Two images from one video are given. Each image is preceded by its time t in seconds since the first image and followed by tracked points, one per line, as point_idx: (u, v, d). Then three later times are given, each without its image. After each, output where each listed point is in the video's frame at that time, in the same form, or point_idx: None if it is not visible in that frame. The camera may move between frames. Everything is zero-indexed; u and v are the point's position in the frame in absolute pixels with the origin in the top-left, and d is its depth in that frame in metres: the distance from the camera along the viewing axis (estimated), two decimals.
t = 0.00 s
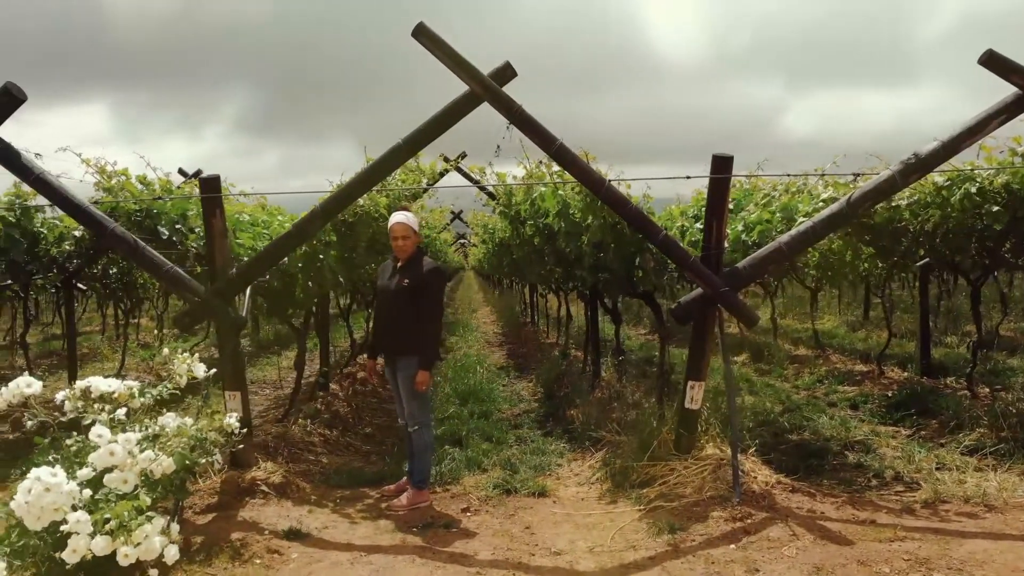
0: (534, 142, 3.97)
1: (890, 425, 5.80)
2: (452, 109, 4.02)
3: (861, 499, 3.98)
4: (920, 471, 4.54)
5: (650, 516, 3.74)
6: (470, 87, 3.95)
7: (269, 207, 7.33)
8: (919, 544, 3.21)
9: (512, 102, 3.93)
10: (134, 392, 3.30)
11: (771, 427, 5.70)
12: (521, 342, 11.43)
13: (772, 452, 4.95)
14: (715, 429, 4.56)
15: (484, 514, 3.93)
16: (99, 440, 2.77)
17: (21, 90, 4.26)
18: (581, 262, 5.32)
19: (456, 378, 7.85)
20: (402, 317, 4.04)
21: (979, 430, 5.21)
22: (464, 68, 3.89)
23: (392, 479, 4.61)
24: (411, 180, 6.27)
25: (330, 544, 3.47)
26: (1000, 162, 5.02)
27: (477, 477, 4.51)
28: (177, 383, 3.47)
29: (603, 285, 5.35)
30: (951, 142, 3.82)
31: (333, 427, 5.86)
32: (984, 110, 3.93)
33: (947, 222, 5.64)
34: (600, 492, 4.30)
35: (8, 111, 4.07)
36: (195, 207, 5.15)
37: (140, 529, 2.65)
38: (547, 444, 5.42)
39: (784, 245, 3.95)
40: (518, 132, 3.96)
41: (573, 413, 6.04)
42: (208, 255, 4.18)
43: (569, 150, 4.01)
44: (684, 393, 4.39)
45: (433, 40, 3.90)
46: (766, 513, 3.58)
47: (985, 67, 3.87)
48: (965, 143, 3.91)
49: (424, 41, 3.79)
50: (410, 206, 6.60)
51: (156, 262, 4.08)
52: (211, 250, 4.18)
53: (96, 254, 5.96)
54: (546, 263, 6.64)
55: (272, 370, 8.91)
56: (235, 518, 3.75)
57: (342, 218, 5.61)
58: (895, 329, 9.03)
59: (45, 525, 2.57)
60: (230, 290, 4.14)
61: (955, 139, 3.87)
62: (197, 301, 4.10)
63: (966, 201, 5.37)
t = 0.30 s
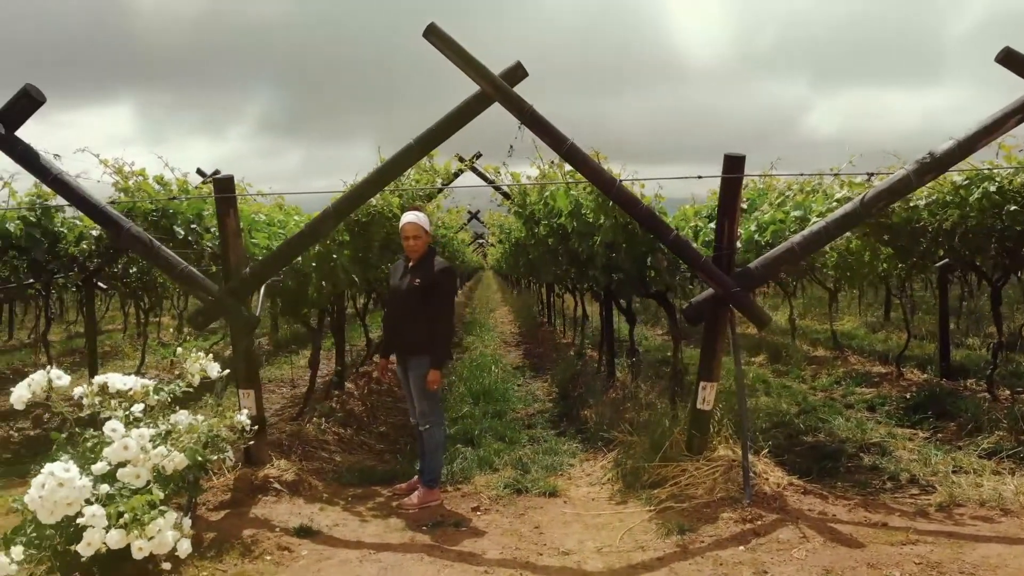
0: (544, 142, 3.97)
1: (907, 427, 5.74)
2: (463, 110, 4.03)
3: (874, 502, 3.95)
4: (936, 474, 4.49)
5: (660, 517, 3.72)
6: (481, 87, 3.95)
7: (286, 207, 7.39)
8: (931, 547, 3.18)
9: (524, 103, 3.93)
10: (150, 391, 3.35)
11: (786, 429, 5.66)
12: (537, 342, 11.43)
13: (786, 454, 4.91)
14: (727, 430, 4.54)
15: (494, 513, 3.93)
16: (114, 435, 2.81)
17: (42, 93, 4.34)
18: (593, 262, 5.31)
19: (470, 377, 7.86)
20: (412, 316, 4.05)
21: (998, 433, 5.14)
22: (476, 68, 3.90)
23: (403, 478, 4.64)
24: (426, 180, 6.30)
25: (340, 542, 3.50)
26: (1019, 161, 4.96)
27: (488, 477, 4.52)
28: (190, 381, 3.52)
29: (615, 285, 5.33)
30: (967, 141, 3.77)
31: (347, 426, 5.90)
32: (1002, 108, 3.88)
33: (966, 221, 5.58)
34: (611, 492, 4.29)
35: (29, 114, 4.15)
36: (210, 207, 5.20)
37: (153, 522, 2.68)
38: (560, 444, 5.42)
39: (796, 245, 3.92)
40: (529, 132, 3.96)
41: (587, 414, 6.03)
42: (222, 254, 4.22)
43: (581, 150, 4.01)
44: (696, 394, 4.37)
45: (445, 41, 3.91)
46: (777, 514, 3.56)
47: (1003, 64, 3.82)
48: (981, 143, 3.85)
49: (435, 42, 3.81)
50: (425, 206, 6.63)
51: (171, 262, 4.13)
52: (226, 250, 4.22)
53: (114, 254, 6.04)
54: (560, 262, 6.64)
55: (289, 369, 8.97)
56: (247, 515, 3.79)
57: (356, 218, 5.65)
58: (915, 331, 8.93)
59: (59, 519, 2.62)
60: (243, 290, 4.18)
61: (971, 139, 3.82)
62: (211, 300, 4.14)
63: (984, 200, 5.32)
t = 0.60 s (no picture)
0: (554, 142, 3.97)
1: (924, 430, 5.68)
2: (473, 110, 4.04)
3: (886, 505, 3.92)
4: (952, 476, 4.44)
5: (669, 518, 3.72)
6: (491, 88, 3.96)
7: (302, 207, 7.45)
8: (942, 551, 3.15)
9: (534, 103, 3.93)
10: (164, 389, 3.40)
11: (800, 431, 5.62)
12: (553, 342, 11.43)
13: (799, 455, 4.88)
14: (739, 431, 4.52)
15: (503, 512, 3.94)
16: (126, 433, 2.85)
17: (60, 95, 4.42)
18: (605, 262, 5.30)
19: (485, 377, 7.88)
20: (422, 316, 4.07)
21: (1017, 436, 5.07)
22: (485, 69, 3.90)
23: (414, 477, 4.66)
24: (438, 180, 6.32)
25: (349, 539, 3.53)
26: None
27: (499, 476, 4.53)
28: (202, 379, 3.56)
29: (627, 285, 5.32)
30: (982, 141, 3.72)
31: (361, 425, 5.93)
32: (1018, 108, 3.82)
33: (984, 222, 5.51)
34: (621, 493, 4.29)
35: (47, 116, 4.23)
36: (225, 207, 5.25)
37: (160, 519, 2.75)
38: (572, 444, 5.42)
39: (808, 245, 3.89)
40: (539, 133, 3.96)
41: (600, 414, 6.03)
42: (236, 254, 4.27)
43: (590, 150, 4.00)
44: (707, 395, 4.36)
45: (455, 42, 3.92)
46: (786, 516, 3.54)
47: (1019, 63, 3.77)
48: (996, 143, 3.80)
49: (444, 43, 3.81)
50: (439, 206, 6.65)
51: (185, 262, 4.18)
52: (240, 250, 4.27)
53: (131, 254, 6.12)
54: (574, 263, 6.63)
55: (306, 368, 9.04)
56: (258, 513, 3.83)
57: (368, 218, 5.68)
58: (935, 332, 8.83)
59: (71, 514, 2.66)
60: (256, 289, 4.22)
61: (985, 139, 3.77)
62: (223, 300, 4.18)
63: (1002, 200, 5.25)
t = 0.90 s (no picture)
0: (561, 142, 3.98)
1: (937, 431, 5.64)
2: (481, 110, 4.06)
3: (894, 506, 3.89)
4: (963, 478, 4.41)
5: (675, 517, 3.72)
6: (498, 88, 3.97)
7: (317, 207, 7.51)
8: (948, 552, 3.13)
9: (541, 103, 3.94)
10: (175, 385, 3.45)
11: (811, 431, 5.60)
12: (568, 342, 11.44)
13: (809, 456, 4.86)
14: (748, 431, 4.51)
15: (509, 510, 3.96)
16: (136, 428, 2.90)
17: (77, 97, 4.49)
18: (615, 262, 5.31)
19: (497, 376, 7.91)
20: (430, 315, 4.10)
21: None
22: (493, 69, 3.92)
23: (424, 474, 4.69)
24: (450, 180, 6.34)
25: (356, 535, 3.56)
26: None
27: (507, 474, 4.54)
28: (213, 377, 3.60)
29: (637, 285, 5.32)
30: (993, 139, 3.67)
31: (373, 423, 5.98)
32: None
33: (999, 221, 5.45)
34: (628, 492, 4.29)
35: (64, 117, 4.30)
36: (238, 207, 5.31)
37: (169, 513, 2.78)
38: (582, 443, 5.43)
39: (816, 245, 3.87)
40: (546, 133, 3.97)
41: (610, 413, 6.03)
42: (248, 253, 4.32)
43: (598, 149, 4.00)
44: (715, 394, 4.35)
45: (463, 43, 3.94)
46: (791, 516, 3.53)
47: None
48: (1007, 142, 3.75)
49: (452, 43, 3.83)
50: (451, 205, 6.67)
51: (198, 261, 4.24)
52: (251, 249, 4.32)
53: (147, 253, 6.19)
54: (585, 262, 6.64)
55: (321, 367, 9.11)
56: (268, 508, 3.88)
57: (380, 218, 5.72)
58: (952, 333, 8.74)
59: (80, 507, 2.72)
60: (267, 287, 4.27)
61: (996, 137, 3.72)
62: (234, 298, 4.23)
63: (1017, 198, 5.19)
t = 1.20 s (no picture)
0: (567, 143, 3.99)
1: (950, 434, 5.58)
2: (487, 110, 4.08)
3: (901, 508, 3.86)
4: (974, 481, 4.37)
5: (678, 517, 3.72)
6: (504, 89, 3.99)
7: (331, 207, 7.57)
8: (952, 555, 3.11)
9: (547, 104, 3.96)
10: (182, 382, 3.51)
11: (822, 433, 5.56)
12: (582, 342, 11.44)
13: (818, 457, 4.84)
14: (755, 432, 4.50)
15: (514, 509, 3.98)
16: (145, 425, 2.95)
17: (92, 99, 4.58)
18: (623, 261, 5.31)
19: (510, 376, 7.93)
20: (436, 314, 4.12)
21: None
22: (499, 70, 3.94)
23: (431, 473, 4.72)
24: (460, 181, 6.36)
25: (361, 533, 3.60)
26: None
27: (513, 474, 4.56)
28: (218, 375, 3.70)
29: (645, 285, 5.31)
30: (1002, 139, 3.63)
31: (384, 422, 6.02)
32: None
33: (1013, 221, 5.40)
34: (634, 492, 4.29)
35: (79, 119, 4.38)
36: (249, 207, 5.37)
37: (175, 508, 2.83)
38: (590, 444, 5.43)
39: (822, 245, 3.85)
40: (551, 133, 3.98)
41: (620, 414, 6.03)
42: (257, 253, 4.37)
43: (603, 150, 4.01)
44: (722, 395, 4.34)
45: (469, 45, 3.97)
46: (795, 518, 3.52)
47: None
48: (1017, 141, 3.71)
49: (457, 44, 3.85)
50: (462, 205, 6.71)
51: (208, 260, 4.29)
52: (261, 248, 4.37)
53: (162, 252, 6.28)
54: (596, 262, 6.64)
55: (336, 366, 9.18)
56: (275, 506, 3.92)
57: (390, 218, 5.75)
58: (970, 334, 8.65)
59: (91, 503, 2.75)
60: (276, 286, 4.31)
61: (1006, 137, 3.68)
62: (244, 297, 4.27)
63: None
